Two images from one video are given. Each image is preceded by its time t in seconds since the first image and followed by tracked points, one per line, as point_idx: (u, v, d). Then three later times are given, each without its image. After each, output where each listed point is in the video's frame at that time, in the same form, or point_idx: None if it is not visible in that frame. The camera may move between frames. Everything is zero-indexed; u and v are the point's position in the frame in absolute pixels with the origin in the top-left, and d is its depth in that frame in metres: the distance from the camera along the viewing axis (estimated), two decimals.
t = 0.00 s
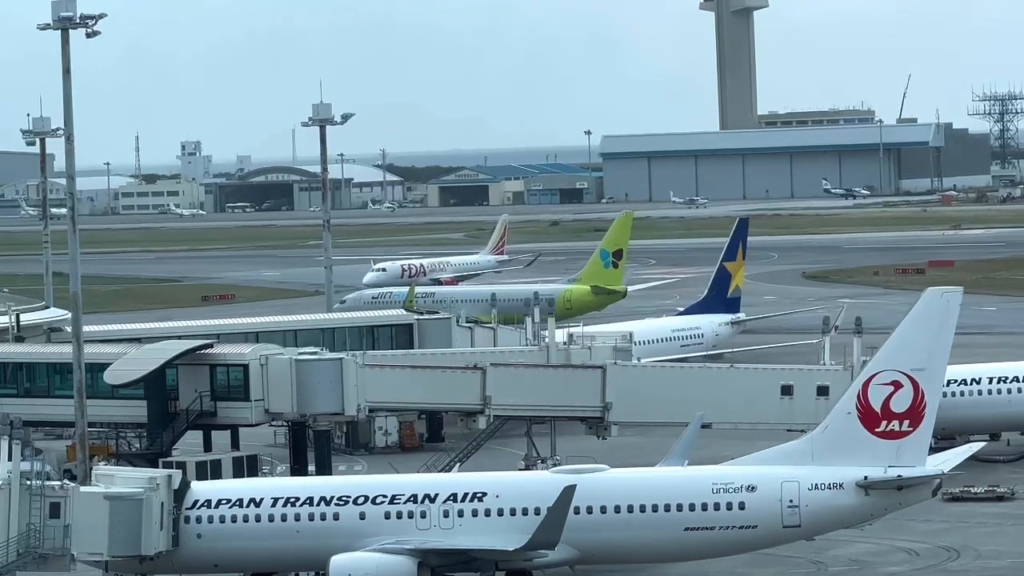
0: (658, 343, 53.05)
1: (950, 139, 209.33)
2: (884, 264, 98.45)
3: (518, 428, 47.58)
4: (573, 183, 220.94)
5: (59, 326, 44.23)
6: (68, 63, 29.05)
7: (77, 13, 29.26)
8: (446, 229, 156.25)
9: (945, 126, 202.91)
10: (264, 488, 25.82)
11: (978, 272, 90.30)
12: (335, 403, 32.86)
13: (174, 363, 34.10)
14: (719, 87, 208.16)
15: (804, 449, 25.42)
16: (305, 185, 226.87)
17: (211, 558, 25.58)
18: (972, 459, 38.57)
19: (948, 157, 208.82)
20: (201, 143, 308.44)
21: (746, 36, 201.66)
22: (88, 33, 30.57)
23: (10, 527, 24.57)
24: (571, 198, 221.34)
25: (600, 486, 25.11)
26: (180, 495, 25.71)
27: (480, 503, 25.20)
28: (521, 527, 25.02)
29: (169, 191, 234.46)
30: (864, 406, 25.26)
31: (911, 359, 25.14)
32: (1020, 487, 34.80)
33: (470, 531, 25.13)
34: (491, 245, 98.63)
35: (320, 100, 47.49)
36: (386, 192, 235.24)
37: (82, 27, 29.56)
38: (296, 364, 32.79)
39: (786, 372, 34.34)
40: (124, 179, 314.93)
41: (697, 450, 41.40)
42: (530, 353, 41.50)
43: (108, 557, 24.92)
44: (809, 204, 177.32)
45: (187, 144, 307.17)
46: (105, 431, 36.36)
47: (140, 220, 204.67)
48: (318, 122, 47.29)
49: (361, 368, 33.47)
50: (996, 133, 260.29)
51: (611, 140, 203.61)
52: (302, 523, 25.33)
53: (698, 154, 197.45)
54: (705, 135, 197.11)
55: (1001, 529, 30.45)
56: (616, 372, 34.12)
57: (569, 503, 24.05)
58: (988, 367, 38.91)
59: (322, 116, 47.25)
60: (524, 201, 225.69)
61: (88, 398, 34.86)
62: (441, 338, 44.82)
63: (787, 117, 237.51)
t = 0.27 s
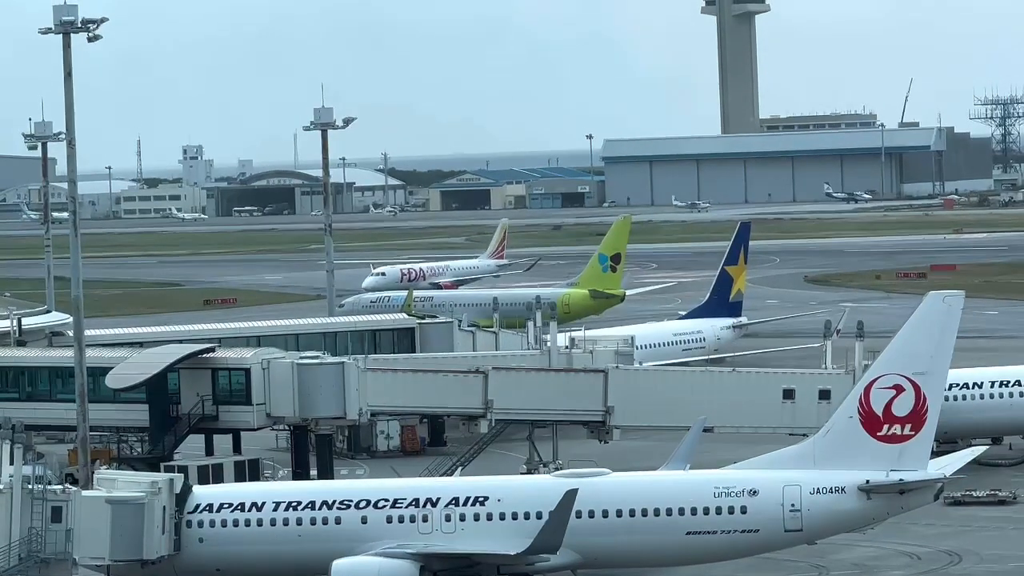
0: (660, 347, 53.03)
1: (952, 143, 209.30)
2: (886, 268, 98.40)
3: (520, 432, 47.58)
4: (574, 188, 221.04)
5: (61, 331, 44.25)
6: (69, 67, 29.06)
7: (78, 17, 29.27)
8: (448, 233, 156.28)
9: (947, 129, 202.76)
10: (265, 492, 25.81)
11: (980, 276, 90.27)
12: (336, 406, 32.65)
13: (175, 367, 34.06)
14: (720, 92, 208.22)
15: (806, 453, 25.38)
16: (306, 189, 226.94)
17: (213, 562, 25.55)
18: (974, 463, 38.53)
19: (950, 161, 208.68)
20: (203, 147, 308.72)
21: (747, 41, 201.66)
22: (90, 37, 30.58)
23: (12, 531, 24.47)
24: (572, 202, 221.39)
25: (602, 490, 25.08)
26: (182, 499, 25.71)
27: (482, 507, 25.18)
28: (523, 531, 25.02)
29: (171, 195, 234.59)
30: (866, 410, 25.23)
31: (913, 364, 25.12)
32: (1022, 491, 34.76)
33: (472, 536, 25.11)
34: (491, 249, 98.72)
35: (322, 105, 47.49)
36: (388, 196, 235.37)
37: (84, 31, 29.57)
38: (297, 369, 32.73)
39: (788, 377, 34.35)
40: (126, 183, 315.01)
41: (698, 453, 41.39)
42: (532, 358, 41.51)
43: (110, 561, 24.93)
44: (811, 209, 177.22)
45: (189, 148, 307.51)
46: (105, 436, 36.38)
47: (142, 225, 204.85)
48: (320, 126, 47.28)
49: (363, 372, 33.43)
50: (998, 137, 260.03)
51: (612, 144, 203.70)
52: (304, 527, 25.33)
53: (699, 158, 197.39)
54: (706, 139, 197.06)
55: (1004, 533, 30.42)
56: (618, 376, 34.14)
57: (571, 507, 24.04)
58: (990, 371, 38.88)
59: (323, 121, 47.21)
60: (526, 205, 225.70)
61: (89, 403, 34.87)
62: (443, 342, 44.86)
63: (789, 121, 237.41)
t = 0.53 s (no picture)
0: (661, 351, 53.03)
1: (954, 146, 209.38)
2: (888, 272, 98.40)
3: (523, 435, 47.58)
4: (577, 191, 221.13)
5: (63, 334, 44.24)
6: (72, 70, 29.10)
7: (81, 21, 29.32)
8: (450, 236, 156.32)
9: (949, 133, 202.84)
10: (268, 496, 25.80)
11: (981, 279, 90.29)
12: (337, 409, 32.67)
13: (178, 371, 34.07)
14: (722, 95, 208.34)
15: (808, 456, 25.36)
16: (309, 193, 227.13)
17: (215, 566, 25.53)
18: (976, 466, 38.52)
19: (952, 164, 208.77)
20: (205, 150, 308.90)
21: (749, 44, 201.88)
22: (93, 41, 30.62)
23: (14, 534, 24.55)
24: (575, 206, 221.48)
25: (604, 493, 25.08)
26: (184, 502, 25.70)
27: (484, 511, 25.18)
28: (526, 534, 25.02)
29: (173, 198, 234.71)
30: (868, 414, 25.23)
31: (916, 367, 25.14)
32: None
33: (475, 539, 25.10)
34: (491, 252, 98.75)
35: (324, 108, 47.48)
36: (390, 199, 235.48)
37: (86, 34, 29.61)
38: (300, 372, 32.72)
39: (790, 380, 34.34)
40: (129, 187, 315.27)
41: (700, 457, 41.37)
42: (535, 361, 41.55)
43: (112, 564, 24.94)
44: (813, 212, 177.25)
45: (191, 152, 307.63)
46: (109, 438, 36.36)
47: (144, 228, 205.03)
48: (323, 130, 47.30)
49: (366, 376, 33.45)
50: (1000, 141, 260.03)
51: (615, 147, 203.83)
52: (306, 530, 25.33)
53: (701, 161, 197.51)
54: (709, 143, 197.21)
55: (1006, 537, 30.41)
56: (620, 380, 34.16)
57: (573, 510, 24.04)
58: (992, 375, 38.88)
59: (326, 124, 47.24)
60: (528, 209, 225.88)
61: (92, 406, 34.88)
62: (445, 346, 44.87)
63: (791, 124, 237.49)
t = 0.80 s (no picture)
0: (663, 354, 53.02)
1: (956, 149, 209.28)
2: (890, 275, 98.39)
3: (525, 438, 47.59)
4: (578, 195, 221.09)
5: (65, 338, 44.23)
6: (74, 73, 29.12)
7: (83, 24, 29.34)
8: (452, 239, 156.36)
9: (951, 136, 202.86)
10: (270, 498, 25.79)
11: (984, 282, 90.22)
12: (340, 413, 32.60)
13: (180, 374, 34.09)
14: (724, 99, 208.34)
15: (810, 460, 25.34)
16: (311, 196, 227.31)
17: (216, 569, 25.53)
18: (979, 470, 38.48)
19: (954, 167, 208.76)
20: (207, 154, 309.00)
21: (752, 47, 201.96)
22: (95, 44, 30.65)
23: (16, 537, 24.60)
24: (577, 209, 221.45)
25: (606, 496, 25.07)
26: (186, 505, 25.71)
27: (486, 514, 25.18)
28: (528, 538, 25.00)
29: (175, 201, 234.83)
30: (871, 418, 25.20)
31: (918, 370, 25.12)
32: None
33: (476, 542, 25.10)
34: (491, 255, 98.74)
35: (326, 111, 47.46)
36: (392, 202, 235.50)
37: (88, 37, 29.64)
38: (302, 375, 32.71)
39: (792, 383, 34.31)
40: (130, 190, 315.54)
41: (703, 460, 41.35)
42: (537, 364, 41.58)
43: (114, 567, 24.94)
44: (815, 215, 177.23)
45: (193, 155, 307.80)
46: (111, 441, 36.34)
47: (146, 232, 205.11)
48: (325, 133, 47.29)
49: (367, 379, 33.45)
50: (1002, 144, 259.96)
51: (617, 150, 203.82)
52: (308, 533, 25.33)
53: (704, 165, 197.54)
54: (711, 146, 197.26)
55: (1009, 539, 30.37)
56: (621, 383, 34.13)
57: (575, 513, 24.03)
58: (994, 378, 38.85)
59: (328, 127, 47.20)
60: (530, 212, 225.99)
61: (94, 410, 34.88)
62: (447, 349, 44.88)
63: (793, 127, 237.42)
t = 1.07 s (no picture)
0: (664, 355, 53.06)
1: (957, 151, 209.36)
2: (891, 276, 98.44)
3: (525, 439, 47.62)
4: (579, 196, 221.16)
5: (65, 339, 44.25)
6: (74, 74, 29.11)
7: (83, 25, 29.30)
8: (452, 240, 156.53)
9: (952, 138, 203.01)
10: (270, 500, 25.80)
11: (984, 284, 90.23)
12: (341, 416, 32.43)
13: (181, 375, 34.11)
14: (725, 100, 208.42)
15: (809, 461, 25.33)
16: (311, 197, 227.56)
17: (217, 570, 25.54)
18: (979, 471, 38.49)
19: (955, 169, 208.91)
20: (207, 155, 309.13)
21: (752, 48, 202.08)
22: (96, 45, 30.62)
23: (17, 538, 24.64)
24: (577, 210, 221.56)
25: (606, 498, 25.07)
26: (187, 506, 25.70)
27: (487, 515, 25.20)
28: (528, 539, 25.01)
29: (176, 203, 234.95)
30: (871, 419, 25.21)
31: (918, 372, 25.12)
32: None
33: (477, 543, 25.11)
34: (489, 257, 98.73)
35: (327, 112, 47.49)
36: (393, 203, 235.60)
37: (89, 38, 29.62)
38: (302, 376, 32.72)
39: (793, 385, 34.32)
40: (131, 191, 315.68)
41: (703, 461, 41.37)
42: (538, 365, 41.63)
43: (114, 568, 24.93)
44: (815, 216, 177.32)
45: (193, 157, 307.90)
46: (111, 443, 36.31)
47: (147, 233, 205.22)
48: (325, 134, 47.27)
49: (368, 381, 33.43)
50: (1003, 146, 260.08)
51: (617, 152, 203.92)
52: (308, 535, 25.33)
53: (704, 166, 197.71)
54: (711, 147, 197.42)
55: (1009, 541, 30.38)
56: (622, 384, 34.12)
57: (575, 515, 24.02)
58: (995, 380, 38.81)
59: (329, 129, 47.18)
60: (531, 213, 226.22)
61: (94, 411, 34.88)
62: (447, 351, 44.89)
63: (793, 129, 237.69)
